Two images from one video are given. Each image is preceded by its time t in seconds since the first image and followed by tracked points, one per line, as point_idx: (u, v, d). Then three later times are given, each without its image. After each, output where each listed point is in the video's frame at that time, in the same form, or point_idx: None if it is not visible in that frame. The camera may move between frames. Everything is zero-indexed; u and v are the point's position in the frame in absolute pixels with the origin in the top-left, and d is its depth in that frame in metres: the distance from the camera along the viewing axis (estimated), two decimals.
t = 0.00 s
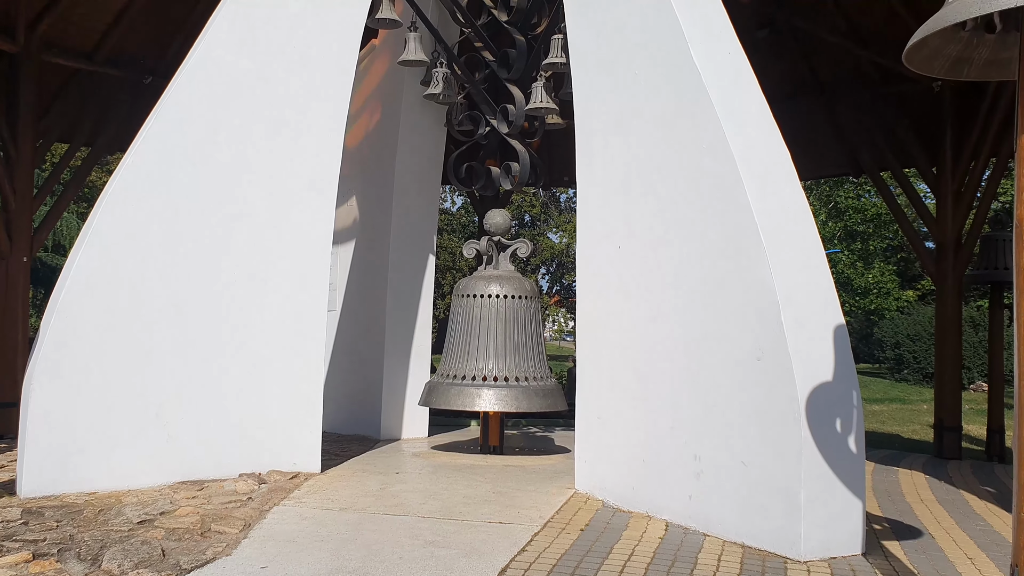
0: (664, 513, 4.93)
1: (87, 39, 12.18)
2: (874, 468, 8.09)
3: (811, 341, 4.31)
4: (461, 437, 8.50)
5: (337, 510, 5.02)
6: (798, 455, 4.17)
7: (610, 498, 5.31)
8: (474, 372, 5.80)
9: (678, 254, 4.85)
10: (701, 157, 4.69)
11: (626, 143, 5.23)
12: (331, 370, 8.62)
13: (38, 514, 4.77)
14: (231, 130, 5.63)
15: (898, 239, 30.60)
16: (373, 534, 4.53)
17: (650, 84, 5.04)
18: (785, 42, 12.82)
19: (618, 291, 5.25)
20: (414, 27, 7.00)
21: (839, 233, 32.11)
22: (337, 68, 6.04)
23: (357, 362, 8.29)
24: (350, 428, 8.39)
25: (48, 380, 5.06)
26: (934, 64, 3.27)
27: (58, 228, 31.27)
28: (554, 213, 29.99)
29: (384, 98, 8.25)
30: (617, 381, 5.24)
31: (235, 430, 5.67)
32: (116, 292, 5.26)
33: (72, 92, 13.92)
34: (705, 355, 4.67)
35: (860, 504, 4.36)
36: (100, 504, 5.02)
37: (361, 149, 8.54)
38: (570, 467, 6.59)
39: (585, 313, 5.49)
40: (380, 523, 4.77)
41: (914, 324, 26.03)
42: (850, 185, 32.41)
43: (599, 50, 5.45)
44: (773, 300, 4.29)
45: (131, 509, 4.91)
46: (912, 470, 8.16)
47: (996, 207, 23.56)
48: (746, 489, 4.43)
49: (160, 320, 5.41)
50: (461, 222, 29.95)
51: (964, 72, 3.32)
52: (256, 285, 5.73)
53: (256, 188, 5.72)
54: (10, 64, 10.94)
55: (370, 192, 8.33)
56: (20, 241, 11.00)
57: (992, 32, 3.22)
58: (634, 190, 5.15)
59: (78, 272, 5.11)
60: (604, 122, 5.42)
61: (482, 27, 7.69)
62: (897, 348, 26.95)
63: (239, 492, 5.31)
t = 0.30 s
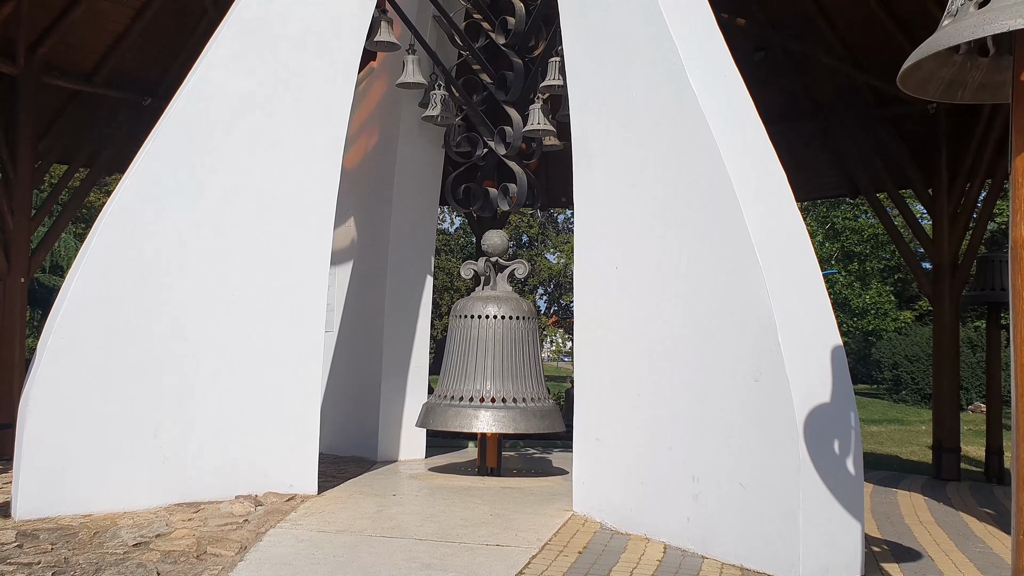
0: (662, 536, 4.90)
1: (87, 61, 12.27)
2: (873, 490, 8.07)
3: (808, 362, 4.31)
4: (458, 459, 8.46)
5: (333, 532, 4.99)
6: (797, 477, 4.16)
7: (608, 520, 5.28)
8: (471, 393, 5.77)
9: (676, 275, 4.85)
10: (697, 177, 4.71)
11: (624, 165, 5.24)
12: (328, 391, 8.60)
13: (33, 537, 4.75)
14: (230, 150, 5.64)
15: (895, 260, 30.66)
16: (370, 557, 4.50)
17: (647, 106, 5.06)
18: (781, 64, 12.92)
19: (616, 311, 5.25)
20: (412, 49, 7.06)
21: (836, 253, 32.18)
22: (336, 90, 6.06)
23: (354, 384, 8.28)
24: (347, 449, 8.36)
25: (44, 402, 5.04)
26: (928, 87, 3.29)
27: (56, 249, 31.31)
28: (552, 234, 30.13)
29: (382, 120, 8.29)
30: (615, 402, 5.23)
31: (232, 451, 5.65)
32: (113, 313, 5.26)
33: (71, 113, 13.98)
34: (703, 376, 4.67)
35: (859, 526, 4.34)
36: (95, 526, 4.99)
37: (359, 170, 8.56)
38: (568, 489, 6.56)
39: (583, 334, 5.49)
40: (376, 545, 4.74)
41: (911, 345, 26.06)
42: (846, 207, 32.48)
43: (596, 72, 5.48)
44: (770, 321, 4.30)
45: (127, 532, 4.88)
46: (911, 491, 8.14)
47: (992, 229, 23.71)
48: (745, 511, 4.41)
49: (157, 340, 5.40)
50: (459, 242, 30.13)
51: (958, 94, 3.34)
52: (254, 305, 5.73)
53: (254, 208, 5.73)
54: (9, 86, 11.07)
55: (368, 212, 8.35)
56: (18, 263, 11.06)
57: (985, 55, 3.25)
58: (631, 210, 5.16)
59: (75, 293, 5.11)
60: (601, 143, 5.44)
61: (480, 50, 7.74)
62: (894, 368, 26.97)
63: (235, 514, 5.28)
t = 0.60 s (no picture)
0: (660, 556, 4.87)
1: (87, 81, 12.40)
2: (871, 510, 8.04)
3: (806, 382, 4.31)
4: (456, 479, 8.43)
5: (330, 553, 4.96)
6: (795, 497, 4.14)
7: (606, 541, 5.25)
8: (469, 413, 5.75)
9: (674, 295, 4.85)
10: (694, 197, 4.72)
11: (622, 185, 5.25)
12: (326, 410, 8.58)
13: (28, 558, 4.72)
14: (229, 170, 5.64)
15: (892, 279, 30.73)
16: None
17: (644, 126, 5.08)
18: (776, 84, 13.01)
19: (614, 331, 5.24)
20: (410, 70, 7.10)
21: (834, 272, 32.15)
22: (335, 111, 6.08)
23: (352, 403, 8.26)
24: (344, 469, 8.32)
25: (40, 422, 5.03)
26: (922, 108, 3.31)
27: (54, 268, 31.35)
28: (549, 252, 30.27)
29: (380, 140, 8.31)
30: (614, 421, 5.22)
31: (228, 471, 5.61)
32: (111, 333, 5.26)
33: (71, 133, 14.10)
34: (701, 395, 4.66)
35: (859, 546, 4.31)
36: (91, 547, 4.96)
37: (357, 190, 8.59)
38: (566, 509, 6.53)
39: (580, 353, 5.48)
40: (374, 566, 4.71)
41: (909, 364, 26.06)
42: (843, 225, 32.56)
43: (593, 92, 5.50)
44: (767, 341, 4.30)
45: (122, 553, 4.85)
46: (909, 511, 8.12)
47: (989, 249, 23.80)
48: (744, 532, 4.39)
49: (154, 359, 5.39)
50: (456, 260, 30.22)
51: (952, 115, 3.37)
52: (252, 324, 5.71)
53: (252, 227, 5.73)
54: (9, 107, 11.39)
55: (367, 231, 8.36)
56: (15, 281, 11.31)
57: (979, 76, 3.27)
58: (629, 229, 5.17)
59: (73, 312, 5.12)
60: (598, 162, 5.46)
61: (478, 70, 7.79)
62: (893, 387, 26.97)
63: (231, 535, 5.25)
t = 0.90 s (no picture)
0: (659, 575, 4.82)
1: (87, 99, 12.63)
2: (870, 528, 8.00)
3: (804, 400, 4.31)
4: (453, 497, 8.38)
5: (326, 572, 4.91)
6: (795, 516, 4.12)
7: (604, 560, 5.20)
8: (466, 431, 5.72)
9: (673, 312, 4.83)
10: (692, 216, 4.72)
11: (620, 202, 5.25)
12: (322, 427, 8.54)
13: None
14: (227, 187, 5.63)
15: (890, 295, 30.78)
16: None
17: (642, 144, 5.08)
18: (774, 102, 13.09)
19: (612, 348, 5.22)
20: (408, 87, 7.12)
21: (832, 289, 32.13)
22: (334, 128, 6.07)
23: (348, 421, 8.23)
24: (341, 487, 8.28)
25: (34, 440, 5.01)
26: (917, 128, 3.34)
27: (50, 286, 31.34)
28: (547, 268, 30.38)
29: (378, 157, 8.32)
30: (612, 440, 5.19)
31: (223, 491, 5.56)
32: (108, 350, 5.23)
33: (71, 151, 14.28)
34: (700, 413, 4.64)
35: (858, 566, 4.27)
36: (85, 566, 4.92)
37: (355, 208, 8.59)
38: (564, 528, 6.49)
39: (578, 371, 5.46)
40: None
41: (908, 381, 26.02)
42: (840, 242, 32.64)
43: (590, 110, 5.52)
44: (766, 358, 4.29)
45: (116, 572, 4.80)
46: (909, 529, 8.08)
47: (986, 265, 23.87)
48: (744, 551, 4.35)
49: (150, 377, 5.36)
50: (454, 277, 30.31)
51: (948, 133, 3.39)
52: (248, 342, 5.66)
53: (251, 244, 5.71)
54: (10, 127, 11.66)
55: (364, 248, 8.35)
56: (11, 300, 11.64)
57: (975, 96, 3.28)
58: (627, 246, 5.16)
59: (69, 331, 5.11)
60: (597, 180, 5.46)
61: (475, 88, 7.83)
62: (891, 405, 26.94)
63: (227, 554, 5.20)
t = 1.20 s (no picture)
0: None
1: (86, 117, 12.82)
2: (870, 548, 7.98)
3: (803, 420, 4.32)
4: (451, 517, 8.35)
5: None
6: (792, 535, 4.12)
7: None
8: (464, 450, 5.71)
9: (670, 332, 4.83)
10: (689, 235, 4.74)
11: (618, 221, 5.25)
12: (319, 446, 8.52)
13: None
14: (227, 203, 5.60)
15: (888, 314, 30.81)
16: None
17: (640, 164, 5.10)
18: (771, 123, 13.15)
19: (609, 367, 5.20)
20: (406, 107, 7.17)
21: (830, 307, 32.19)
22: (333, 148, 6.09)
23: (344, 440, 8.21)
24: (338, 506, 8.24)
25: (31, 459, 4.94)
26: (915, 147, 3.32)
27: (48, 304, 31.30)
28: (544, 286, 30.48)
29: (377, 177, 8.35)
30: (610, 459, 5.15)
31: (220, 511, 5.51)
32: (107, 367, 5.18)
33: (69, 168, 14.40)
34: (698, 432, 4.63)
35: None
36: None
37: (354, 226, 8.61)
38: (562, 548, 6.46)
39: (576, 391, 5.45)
40: None
41: (907, 400, 26.00)
42: (837, 261, 32.72)
43: (587, 129, 5.54)
44: (764, 377, 4.29)
45: None
46: (909, 549, 8.05)
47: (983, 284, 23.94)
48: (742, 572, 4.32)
49: (148, 395, 5.31)
50: (452, 295, 30.41)
51: (945, 153, 3.38)
52: (246, 360, 5.63)
53: (249, 262, 5.68)
54: (8, 145, 11.95)
55: (362, 267, 8.36)
56: (8, 319, 11.79)
57: (970, 115, 3.29)
58: (624, 265, 5.16)
59: (68, 348, 5.04)
60: (594, 198, 5.45)
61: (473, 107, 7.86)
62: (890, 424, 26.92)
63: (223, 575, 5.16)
